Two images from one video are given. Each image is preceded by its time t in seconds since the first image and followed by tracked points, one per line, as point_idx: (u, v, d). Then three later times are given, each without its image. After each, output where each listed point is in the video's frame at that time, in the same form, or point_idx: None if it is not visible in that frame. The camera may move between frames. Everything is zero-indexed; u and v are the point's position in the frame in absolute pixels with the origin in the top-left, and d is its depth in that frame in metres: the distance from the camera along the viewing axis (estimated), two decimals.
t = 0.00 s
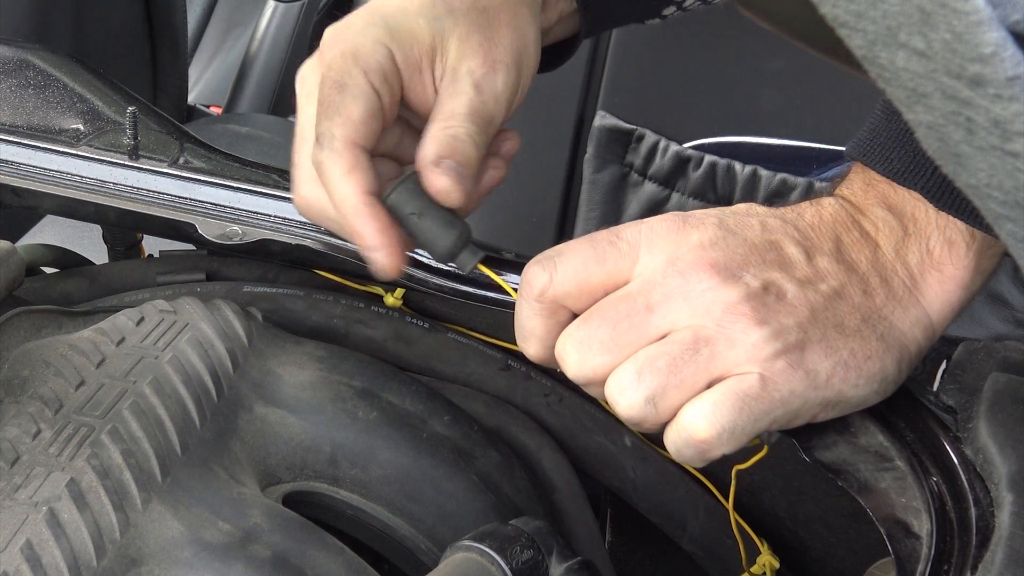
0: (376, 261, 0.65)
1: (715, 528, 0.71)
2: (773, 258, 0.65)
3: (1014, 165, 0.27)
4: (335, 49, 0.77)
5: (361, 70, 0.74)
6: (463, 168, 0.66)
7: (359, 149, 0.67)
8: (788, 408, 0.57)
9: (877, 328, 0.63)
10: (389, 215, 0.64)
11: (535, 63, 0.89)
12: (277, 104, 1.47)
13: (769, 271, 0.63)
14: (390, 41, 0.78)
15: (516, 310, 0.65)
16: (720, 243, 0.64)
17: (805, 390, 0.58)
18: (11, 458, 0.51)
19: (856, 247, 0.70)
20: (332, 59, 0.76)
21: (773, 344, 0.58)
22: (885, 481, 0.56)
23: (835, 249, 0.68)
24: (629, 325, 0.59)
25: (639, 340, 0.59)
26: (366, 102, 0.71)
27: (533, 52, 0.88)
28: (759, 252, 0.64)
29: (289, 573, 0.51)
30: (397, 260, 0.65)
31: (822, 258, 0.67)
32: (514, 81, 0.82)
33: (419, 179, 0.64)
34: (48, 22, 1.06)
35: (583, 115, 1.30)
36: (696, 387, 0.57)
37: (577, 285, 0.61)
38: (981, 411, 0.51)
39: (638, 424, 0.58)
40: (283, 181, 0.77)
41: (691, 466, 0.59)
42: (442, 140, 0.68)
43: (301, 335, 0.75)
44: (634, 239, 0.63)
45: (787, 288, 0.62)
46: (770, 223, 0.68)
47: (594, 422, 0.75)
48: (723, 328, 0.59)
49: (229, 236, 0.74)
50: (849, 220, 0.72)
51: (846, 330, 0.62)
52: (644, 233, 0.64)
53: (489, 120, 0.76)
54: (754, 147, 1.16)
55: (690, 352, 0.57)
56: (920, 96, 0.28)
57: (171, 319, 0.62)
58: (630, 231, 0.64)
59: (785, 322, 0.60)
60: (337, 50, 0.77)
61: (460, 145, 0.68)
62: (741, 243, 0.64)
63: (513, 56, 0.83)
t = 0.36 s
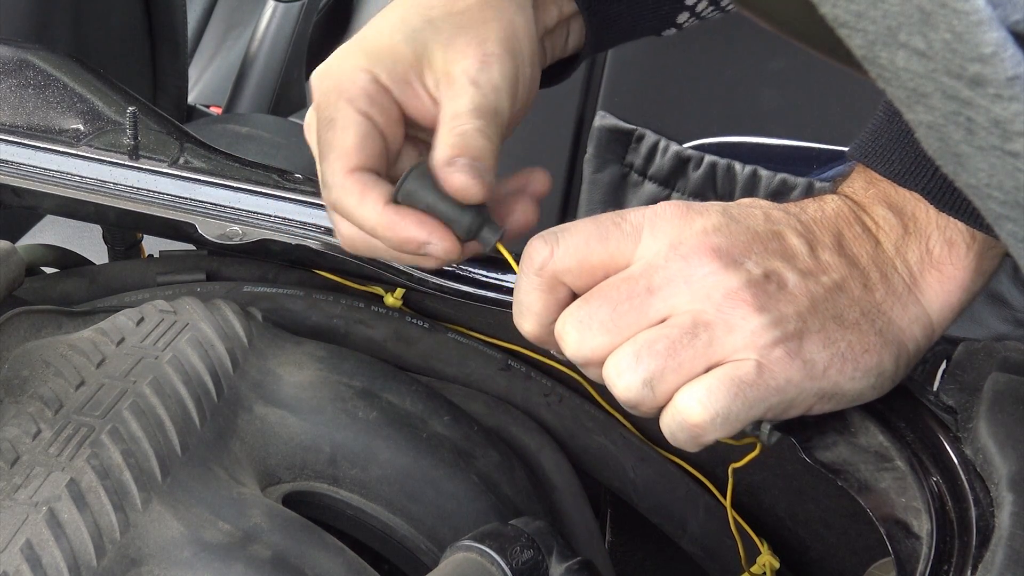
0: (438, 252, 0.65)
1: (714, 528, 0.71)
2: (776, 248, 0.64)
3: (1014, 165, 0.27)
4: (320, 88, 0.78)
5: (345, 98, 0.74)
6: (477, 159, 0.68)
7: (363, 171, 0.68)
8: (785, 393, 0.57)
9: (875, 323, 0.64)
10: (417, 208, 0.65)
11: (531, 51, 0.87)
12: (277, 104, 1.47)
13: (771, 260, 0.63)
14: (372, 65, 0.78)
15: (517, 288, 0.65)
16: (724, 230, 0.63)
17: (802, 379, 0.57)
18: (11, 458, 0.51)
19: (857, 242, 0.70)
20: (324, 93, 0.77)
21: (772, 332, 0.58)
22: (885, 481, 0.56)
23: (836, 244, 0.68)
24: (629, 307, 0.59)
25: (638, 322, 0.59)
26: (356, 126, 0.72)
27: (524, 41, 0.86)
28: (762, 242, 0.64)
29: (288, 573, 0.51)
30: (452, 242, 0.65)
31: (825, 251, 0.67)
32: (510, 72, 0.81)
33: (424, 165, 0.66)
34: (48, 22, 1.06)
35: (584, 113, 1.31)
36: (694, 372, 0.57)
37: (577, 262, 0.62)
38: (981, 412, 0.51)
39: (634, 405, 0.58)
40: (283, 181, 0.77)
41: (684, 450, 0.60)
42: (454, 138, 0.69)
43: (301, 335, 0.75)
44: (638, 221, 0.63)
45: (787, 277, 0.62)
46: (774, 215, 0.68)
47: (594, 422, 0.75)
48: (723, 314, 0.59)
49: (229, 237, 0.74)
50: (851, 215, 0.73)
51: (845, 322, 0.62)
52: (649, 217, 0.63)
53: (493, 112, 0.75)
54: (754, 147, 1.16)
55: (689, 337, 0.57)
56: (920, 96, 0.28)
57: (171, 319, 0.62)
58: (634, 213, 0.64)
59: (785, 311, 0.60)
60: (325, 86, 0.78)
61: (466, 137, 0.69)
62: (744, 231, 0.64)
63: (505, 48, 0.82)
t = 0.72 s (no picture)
0: (459, 274, 0.64)
1: (714, 527, 0.71)
2: (778, 247, 0.65)
3: (1014, 165, 0.27)
4: (352, 107, 0.78)
5: (379, 117, 0.75)
6: (520, 200, 0.66)
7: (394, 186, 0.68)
8: (788, 389, 0.57)
9: (879, 321, 0.64)
10: (447, 228, 0.64)
11: (568, 90, 0.87)
12: (278, 103, 1.47)
13: (775, 259, 0.63)
14: (409, 89, 0.79)
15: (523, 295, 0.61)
16: (727, 230, 0.63)
17: (805, 376, 0.57)
18: (11, 458, 0.51)
19: (859, 242, 0.70)
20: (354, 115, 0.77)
21: (776, 327, 0.58)
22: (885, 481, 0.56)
23: (838, 243, 0.68)
24: (634, 307, 0.58)
25: (642, 322, 0.59)
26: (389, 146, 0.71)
27: (561, 79, 0.86)
28: (764, 240, 0.65)
29: (289, 573, 0.51)
30: (476, 265, 0.64)
31: (827, 250, 0.67)
32: (547, 110, 0.81)
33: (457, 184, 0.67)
34: (48, 22, 1.06)
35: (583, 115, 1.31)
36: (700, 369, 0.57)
37: (595, 271, 0.59)
38: (982, 411, 0.51)
39: (639, 404, 0.58)
40: (284, 181, 0.77)
41: (689, 447, 0.60)
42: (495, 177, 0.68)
43: (301, 335, 0.75)
44: (644, 219, 0.62)
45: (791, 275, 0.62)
46: (775, 215, 0.68)
47: (594, 422, 0.75)
48: (727, 310, 0.59)
49: (230, 236, 0.73)
50: (852, 216, 0.72)
51: (848, 320, 0.62)
52: (653, 215, 0.62)
53: (532, 154, 0.74)
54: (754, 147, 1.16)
55: (693, 333, 0.57)
56: (920, 96, 0.28)
57: (171, 319, 0.62)
58: (642, 214, 0.62)
59: (789, 307, 0.60)
60: (360, 104, 0.77)
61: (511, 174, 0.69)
62: (747, 231, 0.64)
63: (543, 84, 0.83)
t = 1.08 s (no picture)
0: (416, 275, 0.65)
1: (714, 528, 0.71)
2: (775, 264, 0.64)
3: (1014, 165, 0.27)
4: (327, 103, 0.80)
5: (351, 115, 0.77)
6: (481, 200, 0.68)
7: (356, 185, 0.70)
8: (797, 413, 0.57)
9: (880, 331, 0.63)
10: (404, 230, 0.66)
11: (546, 87, 0.89)
12: (278, 104, 1.47)
13: (773, 279, 0.62)
14: (383, 84, 0.80)
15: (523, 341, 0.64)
16: (723, 254, 0.63)
17: (815, 395, 0.57)
18: (11, 458, 0.51)
19: (857, 250, 0.69)
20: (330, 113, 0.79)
21: (781, 351, 0.58)
22: (885, 481, 0.56)
23: (835, 253, 0.68)
24: (638, 344, 0.59)
25: (648, 358, 0.58)
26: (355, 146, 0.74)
27: (539, 77, 0.88)
28: (760, 259, 0.64)
29: (289, 573, 0.51)
30: (433, 266, 0.65)
31: (824, 262, 0.66)
32: (520, 110, 0.83)
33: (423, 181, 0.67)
34: (48, 22, 1.06)
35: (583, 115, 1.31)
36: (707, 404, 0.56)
37: (588, 316, 0.61)
38: (981, 412, 0.51)
39: (654, 444, 0.57)
40: (283, 181, 0.77)
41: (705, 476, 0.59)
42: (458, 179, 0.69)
43: (302, 335, 0.75)
44: (638, 256, 0.63)
45: (792, 293, 0.62)
46: (768, 229, 0.67)
47: (594, 422, 0.75)
48: (731, 339, 0.58)
49: (230, 236, 0.73)
50: (847, 223, 0.71)
51: (852, 332, 0.62)
52: (647, 249, 0.63)
53: (501, 150, 0.77)
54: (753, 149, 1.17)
55: (699, 369, 0.57)
56: (919, 96, 0.28)
57: (170, 319, 0.62)
58: (632, 251, 0.63)
59: (793, 327, 0.59)
60: (333, 99, 0.80)
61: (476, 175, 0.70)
62: (744, 251, 0.64)
63: (518, 83, 0.84)
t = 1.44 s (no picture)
0: (427, 277, 0.66)
1: (715, 528, 0.71)
2: (772, 267, 0.63)
3: (1014, 165, 0.27)
4: (321, 107, 0.79)
5: (346, 120, 0.76)
6: (487, 192, 0.67)
7: (359, 192, 0.69)
8: (793, 413, 0.57)
9: (878, 333, 0.63)
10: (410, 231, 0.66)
11: (542, 83, 0.89)
12: (278, 104, 1.47)
13: (770, 280, 0.62)
14: (376, 87, 0.80)
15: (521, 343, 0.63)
16: (720, 252, 0.62)
17: (809, 399, 0.57)
18: (11, 458, 0.51)
19: (858, 250, 0.69)
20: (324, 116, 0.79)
21: (776, 356, 0.57)
22: (886, 481, 0.56)
23: (835, 253, 0.67)
24: (631, 342, 0.58)
25: (641, 357, 0.58)
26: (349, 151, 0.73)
27: (536, 72, 0.88)
28: (758, 260, 0.63)
29: (289, 573, 0.51)
30: (443, 265, 0.65)
31: (822, 262, 0.66)
32: (518, 106, 0.83)
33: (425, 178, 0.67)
34: (48, 22, 1.06)
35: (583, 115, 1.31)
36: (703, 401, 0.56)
37: (586, 321, 0.61)
38: (981, 412, 0.51)
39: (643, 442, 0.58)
40: (283, 181, 0.77)
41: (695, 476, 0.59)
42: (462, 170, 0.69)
43: (301, 334, 0.75)
44: (633, 255, 0.62)
45: (788, 296, 0.61)
46: (769, 226, 0.67)
47: (594, 422, 0.75)
48: (724, 341, 0.58)
49: (230, 236, 0.73)
50: (850, 222, 0.71)
51: (849, 336, 0.61)
52: (642, 246, 0.62)
53: (503, 143, 0.76)
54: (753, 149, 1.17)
55: (691, 371, 0.57)
56: (920, 96, 0.28)
57: (170, 319, 0.62)
58: (628, 251, 0.62)
59: (788, 333, 0.58)
60: (328, 104, 0.79)
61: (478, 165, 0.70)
62: (741, 251, 0.63)
63: (514, 79, 0.84)
